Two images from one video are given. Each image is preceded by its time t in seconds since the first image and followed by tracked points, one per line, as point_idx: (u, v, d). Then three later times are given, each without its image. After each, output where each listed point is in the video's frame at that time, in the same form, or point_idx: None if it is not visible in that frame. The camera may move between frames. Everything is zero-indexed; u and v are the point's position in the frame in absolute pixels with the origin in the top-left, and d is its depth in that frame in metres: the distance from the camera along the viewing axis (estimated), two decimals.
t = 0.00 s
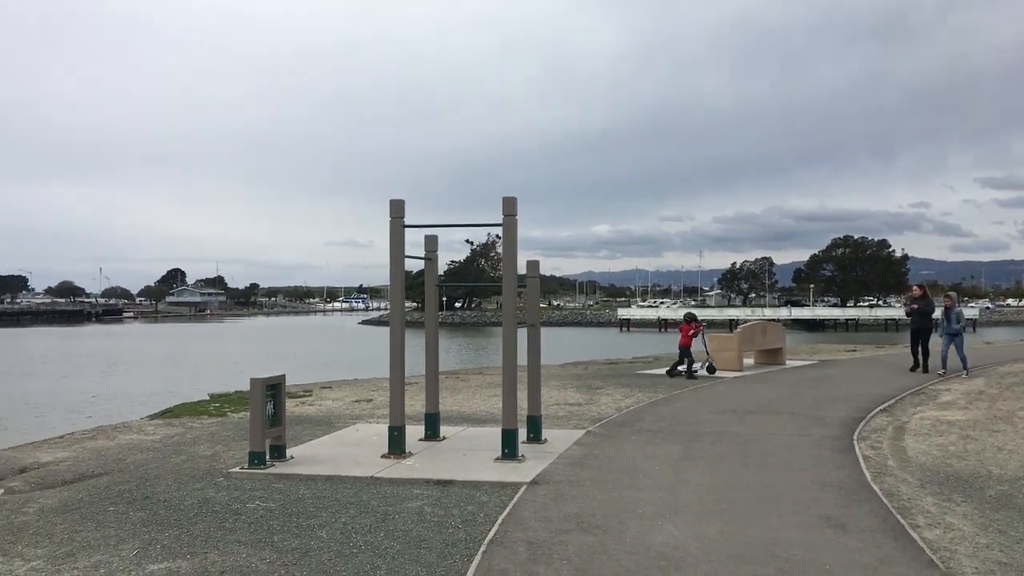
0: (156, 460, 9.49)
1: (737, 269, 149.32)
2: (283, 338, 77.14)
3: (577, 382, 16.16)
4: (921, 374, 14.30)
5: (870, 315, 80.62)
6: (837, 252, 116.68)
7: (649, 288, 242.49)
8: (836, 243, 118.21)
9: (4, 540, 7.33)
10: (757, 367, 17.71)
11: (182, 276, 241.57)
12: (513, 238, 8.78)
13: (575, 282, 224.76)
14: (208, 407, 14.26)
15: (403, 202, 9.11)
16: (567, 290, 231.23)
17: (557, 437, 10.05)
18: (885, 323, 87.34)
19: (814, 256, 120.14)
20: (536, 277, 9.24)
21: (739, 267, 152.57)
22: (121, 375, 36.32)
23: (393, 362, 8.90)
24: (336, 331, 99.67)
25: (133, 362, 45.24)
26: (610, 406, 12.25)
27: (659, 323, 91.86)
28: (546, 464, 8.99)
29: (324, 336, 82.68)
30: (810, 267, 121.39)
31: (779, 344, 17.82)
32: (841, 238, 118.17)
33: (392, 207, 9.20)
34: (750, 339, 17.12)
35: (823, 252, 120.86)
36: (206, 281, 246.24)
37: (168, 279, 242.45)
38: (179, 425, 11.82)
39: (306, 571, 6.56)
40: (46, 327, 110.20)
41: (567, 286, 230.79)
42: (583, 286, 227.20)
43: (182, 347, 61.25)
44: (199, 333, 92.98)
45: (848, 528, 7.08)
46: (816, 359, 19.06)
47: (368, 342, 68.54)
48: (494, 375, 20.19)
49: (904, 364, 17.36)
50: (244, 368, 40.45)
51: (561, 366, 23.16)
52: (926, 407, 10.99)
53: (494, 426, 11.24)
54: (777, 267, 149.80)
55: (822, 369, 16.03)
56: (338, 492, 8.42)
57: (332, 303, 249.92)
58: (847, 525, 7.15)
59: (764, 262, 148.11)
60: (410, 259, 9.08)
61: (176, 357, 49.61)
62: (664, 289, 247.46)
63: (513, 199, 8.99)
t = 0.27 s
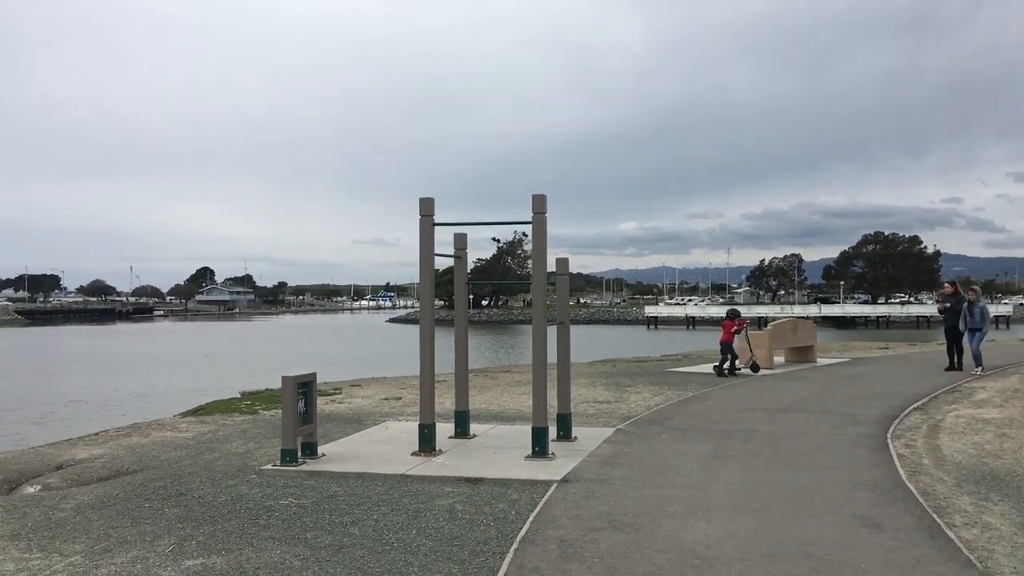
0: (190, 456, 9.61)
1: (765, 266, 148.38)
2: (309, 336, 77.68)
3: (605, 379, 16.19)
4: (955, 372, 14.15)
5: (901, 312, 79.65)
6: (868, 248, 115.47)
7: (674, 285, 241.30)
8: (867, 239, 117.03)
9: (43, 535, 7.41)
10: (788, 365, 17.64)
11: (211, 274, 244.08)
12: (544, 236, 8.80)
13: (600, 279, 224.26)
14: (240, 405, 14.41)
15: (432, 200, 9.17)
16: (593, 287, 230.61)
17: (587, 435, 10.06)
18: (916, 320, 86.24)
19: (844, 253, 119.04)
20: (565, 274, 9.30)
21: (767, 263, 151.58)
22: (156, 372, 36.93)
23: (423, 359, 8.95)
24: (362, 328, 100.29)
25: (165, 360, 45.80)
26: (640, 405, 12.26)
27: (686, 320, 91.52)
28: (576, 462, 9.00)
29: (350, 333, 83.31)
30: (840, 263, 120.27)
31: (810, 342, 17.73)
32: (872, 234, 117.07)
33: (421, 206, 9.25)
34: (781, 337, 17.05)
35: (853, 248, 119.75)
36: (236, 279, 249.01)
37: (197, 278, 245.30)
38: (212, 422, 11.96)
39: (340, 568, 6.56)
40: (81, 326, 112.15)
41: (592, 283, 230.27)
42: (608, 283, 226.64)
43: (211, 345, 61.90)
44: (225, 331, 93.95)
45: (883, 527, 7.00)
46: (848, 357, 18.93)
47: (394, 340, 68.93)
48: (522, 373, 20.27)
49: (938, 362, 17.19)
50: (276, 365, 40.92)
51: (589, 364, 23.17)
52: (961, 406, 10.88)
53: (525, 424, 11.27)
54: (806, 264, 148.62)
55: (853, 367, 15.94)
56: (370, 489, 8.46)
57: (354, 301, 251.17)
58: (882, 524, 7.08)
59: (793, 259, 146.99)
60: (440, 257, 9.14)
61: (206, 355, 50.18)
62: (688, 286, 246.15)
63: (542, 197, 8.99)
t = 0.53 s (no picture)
0: (214, 454, 9.68)
1: (785, 263, 147.80)
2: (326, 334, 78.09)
3: (625, 377, 16.23)
4: (979, 371, 14.08)
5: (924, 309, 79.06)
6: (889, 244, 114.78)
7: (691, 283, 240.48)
8: (888, 235, 116.39)
9: (70, 532, 7.43)
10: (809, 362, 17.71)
11: (231, 273, 245.82)
12: (565, 233, 8.82)
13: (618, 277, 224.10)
14: (262, 403, 14.56)
15: (454, 198, 9.30)
16: (614, 285, 229.92)
17: (608, 433, 10.08)
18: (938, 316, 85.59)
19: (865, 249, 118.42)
20: (587, 272, 9.48)
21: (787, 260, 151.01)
22: (181, 371, 37.35)
23: (446, 357, 9.03)
24: (380, 326, 100.79)
25: (187, 358, 46.24)
26: (660, 403, 12.30)
27: (705, 317, 91.31)
28: (599, 460, 9.01)
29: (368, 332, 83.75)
30: (861, 259, 119.69)
31: (833, 339, 17.75)
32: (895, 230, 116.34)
33: (442, 203, 9.36)
34: (801, 335, 17.16)
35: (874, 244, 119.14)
36: (257, 278, 250.93)
37: (216, 277, 247.13)
38: (235, 421, 12.08)
39: (365, 565, 6.52)
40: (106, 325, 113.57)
41: (609, 280, 230.17)
42: (625, 281, 226.32)
43: (231, 344, 62.43)
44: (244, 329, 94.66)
45: (910, 525, 6.92)
46: (870, 355, 18.89)
47: (412, 338, 69.20)
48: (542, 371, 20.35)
49: (963, 360, 17.10)
50: (299, 364, 41.27)
51: (609, 362, 23.27)
52: (985, 403, 10.83)
53: (546, 422, 11.32)
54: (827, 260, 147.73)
55: (875, 365, 15.91)
56: (393, 487, 8.49)
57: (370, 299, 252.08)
58: (909, 521, 7.00)
59: (813, 255, 146.11)
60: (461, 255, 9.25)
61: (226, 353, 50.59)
62: (706, 282, 245.39)
63: (563, 195, 9.00)
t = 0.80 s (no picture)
0: (232, 452, 9.73)
1: (799, 260, 147.41)
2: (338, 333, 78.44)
3: (640, 375, 16.26)
4: (997, 370, 14.03)
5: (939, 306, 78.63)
6: (904, 242, 114.33)
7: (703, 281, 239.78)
8: (903, 232, 115.98)
9: (89, 529, 7.46)
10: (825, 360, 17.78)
11: (243, 273, 247.12)
12: (580, 231, 8.83)
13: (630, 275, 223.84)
14: (279, 401, 14.66)
15: (468, 197, 9.64)
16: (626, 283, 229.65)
17: (623, 431, 10.09)
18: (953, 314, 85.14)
19: (880, 246, 118.05)
20: (601, 269, 9.55)
21: (801, 258, 150.59)
22: (199, 369, 37.64)
23: (461, 355, 9.07)
24: (393, 325, 101.20)
25: (202, 357, 46.54)
26: (676, 401, 12.31)
27: (718, 314, 91.14)
28: (615, 457, 9.01)
29: (381, 330, 84.00)
30: (876, 257, 119.27)
31: (849, 338, 17.78)
32: (910, 227, 115.77)
33: (456, 203, 9.72)
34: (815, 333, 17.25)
35: (889, 241, 118.71)
36: (268, 277, 252.03)
37: (228, 276, 248.46)
38: (252, 420, 12.16)
39: (382, 563, 6.50)
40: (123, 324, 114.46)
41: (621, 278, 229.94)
42: (636, 279, 226.04)
43: (245, 342, 62.81)
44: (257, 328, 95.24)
45: (928, 522, 6.86)
46: (887, 352, 18.82)
47: (425, 336, 69.34)
48: (558, 369, 20.41)
49: (981, 358, 17.01)
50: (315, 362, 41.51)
51: (625, 360, 23.33)
52: (1003, 401, 10.79)
53: (562, 420, 11.35)
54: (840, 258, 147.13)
55: (890, 362, 15.87)
56: (409, 485, 8.49)
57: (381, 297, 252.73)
58: (928, 519, 6.94)
59: (827, 253, 145.59)
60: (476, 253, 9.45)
61: (241, 352, 50.93)
62: (718, 280, 244.81)
63: (578, 193, 9.05)
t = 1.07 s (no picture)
0: (243, 451, 9.77)
1: (809, 260, 147.05)
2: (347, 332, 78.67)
3: (650, 374, 16.28)
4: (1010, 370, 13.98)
5: (949, 307, 78.28)
6: (915, 242, 113.99)
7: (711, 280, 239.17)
8: (914, 232, 115.63)
9: (102, 527, 7.50)
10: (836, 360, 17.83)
11: (252, 272, 248.00)
12: (591, 231, 8.84)
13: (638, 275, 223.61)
14: (290, 400, 14.72)
15: (479, 197, 9.69)
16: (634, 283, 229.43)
17: (634, 431, 10.09)
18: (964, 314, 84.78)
19: (890, 246, 117.72)
20: (612, 269, 9.55)
21: (811, 258, 150.25)
22: (210, 367, 37.79)
23: (471, 355, 9.10)
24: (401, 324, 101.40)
25: (212, 355, 46.75)
26: (686, 401, 12.32)
27: (727, 314, 90.98)
28: (625, 457, 9.01)
29: (388, 329, 84.15)
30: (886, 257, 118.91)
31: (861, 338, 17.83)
32: (920, 227, 115.33)
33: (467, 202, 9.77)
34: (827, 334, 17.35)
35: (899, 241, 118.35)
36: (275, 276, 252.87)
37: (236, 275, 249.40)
38: (264, 418, 12.22)
39: (394, 562, 6.50)
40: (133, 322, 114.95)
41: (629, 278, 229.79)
42: (645, 279, 225.78)
43: (254, 341, 63.06)
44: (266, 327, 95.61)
45: (940, 522, 6.84)
46: (898, 352, 18.80)
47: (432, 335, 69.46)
48: (568, 368, 20.44)
49: (993, 358, 16.97)
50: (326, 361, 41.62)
51: (635, 360, 23.36)
52: (1016, 402, 10.76)
53: (572, 420, 11.36)
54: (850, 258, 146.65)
55: (901, 362, 15.85)
56: (420, 484, 8.50)
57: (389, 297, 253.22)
58: (939, 519, 6.91)
59: (838, 253, 145.11)
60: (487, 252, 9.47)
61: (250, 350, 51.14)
62: (726, 280, 244.33)
63: (589, 193, 9.06)
